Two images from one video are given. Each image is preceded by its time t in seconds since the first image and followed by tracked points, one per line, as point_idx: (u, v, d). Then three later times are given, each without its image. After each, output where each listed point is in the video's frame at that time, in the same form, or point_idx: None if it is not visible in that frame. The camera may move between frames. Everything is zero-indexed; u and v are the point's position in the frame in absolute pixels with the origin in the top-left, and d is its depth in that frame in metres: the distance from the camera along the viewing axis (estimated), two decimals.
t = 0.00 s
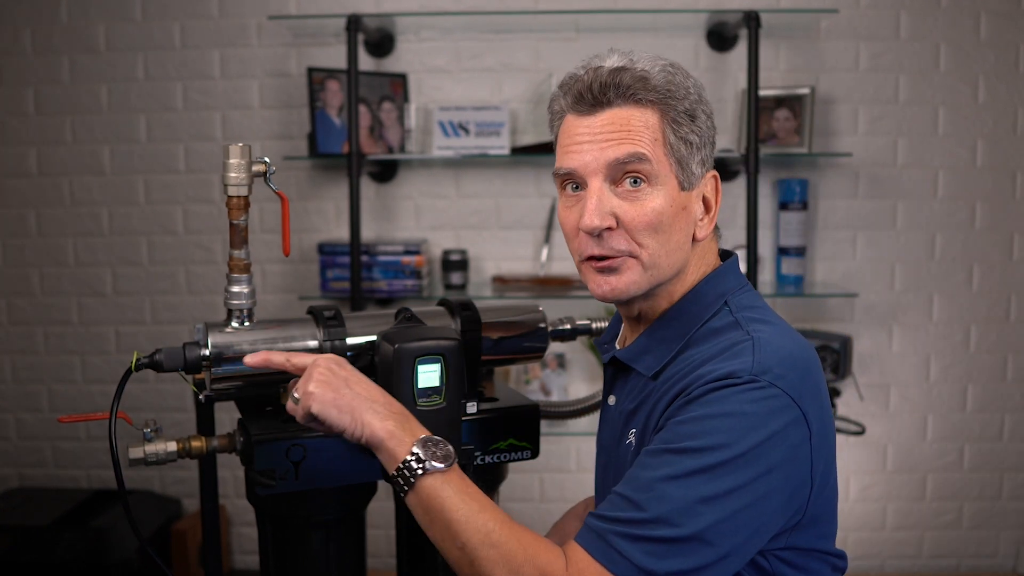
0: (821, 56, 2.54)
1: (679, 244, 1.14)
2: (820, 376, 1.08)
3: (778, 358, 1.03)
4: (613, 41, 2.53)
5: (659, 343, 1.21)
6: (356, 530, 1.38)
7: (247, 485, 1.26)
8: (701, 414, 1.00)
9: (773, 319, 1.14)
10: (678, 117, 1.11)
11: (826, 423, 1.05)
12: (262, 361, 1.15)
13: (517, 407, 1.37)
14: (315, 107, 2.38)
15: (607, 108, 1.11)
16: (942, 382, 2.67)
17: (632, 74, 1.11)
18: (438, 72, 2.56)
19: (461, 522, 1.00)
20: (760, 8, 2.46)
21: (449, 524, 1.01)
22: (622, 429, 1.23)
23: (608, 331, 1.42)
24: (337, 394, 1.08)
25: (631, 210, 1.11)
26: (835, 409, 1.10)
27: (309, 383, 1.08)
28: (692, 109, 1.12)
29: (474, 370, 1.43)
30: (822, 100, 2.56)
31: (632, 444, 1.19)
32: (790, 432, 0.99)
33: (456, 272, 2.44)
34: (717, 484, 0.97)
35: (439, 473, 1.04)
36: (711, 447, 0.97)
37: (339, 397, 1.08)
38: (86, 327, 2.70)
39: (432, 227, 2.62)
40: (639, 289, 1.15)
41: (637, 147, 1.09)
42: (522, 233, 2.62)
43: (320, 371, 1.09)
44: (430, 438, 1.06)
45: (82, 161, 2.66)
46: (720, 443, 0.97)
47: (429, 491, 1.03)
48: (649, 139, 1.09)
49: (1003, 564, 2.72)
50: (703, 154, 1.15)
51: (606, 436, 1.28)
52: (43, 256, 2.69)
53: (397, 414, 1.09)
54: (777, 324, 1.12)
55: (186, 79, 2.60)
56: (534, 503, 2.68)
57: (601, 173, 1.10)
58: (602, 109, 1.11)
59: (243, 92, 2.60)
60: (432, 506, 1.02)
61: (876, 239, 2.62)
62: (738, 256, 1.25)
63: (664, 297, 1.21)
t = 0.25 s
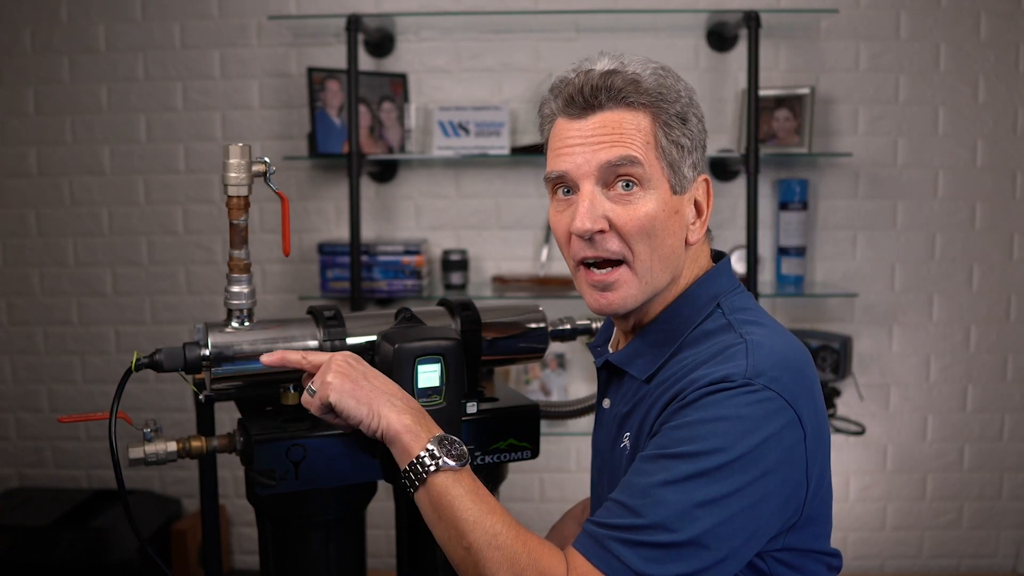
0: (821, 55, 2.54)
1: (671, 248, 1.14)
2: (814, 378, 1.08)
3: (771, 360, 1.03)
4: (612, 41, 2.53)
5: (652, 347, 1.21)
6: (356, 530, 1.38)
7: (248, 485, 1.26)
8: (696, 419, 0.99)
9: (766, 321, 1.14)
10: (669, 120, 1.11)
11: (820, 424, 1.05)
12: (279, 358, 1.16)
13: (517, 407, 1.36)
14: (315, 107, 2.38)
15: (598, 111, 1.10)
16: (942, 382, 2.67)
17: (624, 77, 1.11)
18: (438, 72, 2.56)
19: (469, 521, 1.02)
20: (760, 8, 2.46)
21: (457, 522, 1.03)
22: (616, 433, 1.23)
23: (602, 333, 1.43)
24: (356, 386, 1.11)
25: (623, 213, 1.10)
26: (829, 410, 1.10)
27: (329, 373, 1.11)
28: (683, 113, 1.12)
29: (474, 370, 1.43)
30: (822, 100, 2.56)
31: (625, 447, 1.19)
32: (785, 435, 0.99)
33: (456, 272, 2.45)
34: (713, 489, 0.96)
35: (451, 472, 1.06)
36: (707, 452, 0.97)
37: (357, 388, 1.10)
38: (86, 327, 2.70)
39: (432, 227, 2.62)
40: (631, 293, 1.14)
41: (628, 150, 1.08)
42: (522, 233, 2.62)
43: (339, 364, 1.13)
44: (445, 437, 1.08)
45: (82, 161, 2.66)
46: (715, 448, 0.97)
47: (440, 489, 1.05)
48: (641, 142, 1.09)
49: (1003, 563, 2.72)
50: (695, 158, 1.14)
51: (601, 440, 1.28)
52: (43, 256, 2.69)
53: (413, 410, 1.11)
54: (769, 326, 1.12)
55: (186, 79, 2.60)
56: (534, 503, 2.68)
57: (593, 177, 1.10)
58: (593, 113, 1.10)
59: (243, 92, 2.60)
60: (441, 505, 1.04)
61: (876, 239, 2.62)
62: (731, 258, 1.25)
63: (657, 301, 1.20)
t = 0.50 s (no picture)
0: (821, 55, 2.54)
1: (666, 248, 1.14)
2: (807, 375, 1.08)
3: (762, 358, 1.03)
4: (612, 41, 2.53)
5: (644, 345, 1.21)
6: (356, 530, 1.38)
7: (248, 485, 1.26)
8: (686, 416, 0.99)
9: (758, 319, 1.14)
10: (663, 121, 1.11)
11: (813, 421, 1.05)
12: (276, 366, 1.20)
13: (517, 407, 1.36)
14: (315, 107, 2.38)
15: (592, 112, 1.10)
16: (942, 382, 2.67)
17: (618, 78, 1.11)
18: (438, 72, 2.56)
19: (460, 521, 1.02)
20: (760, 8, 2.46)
21: (448, 522, 1.02)
22: (609, 431, 1.23)
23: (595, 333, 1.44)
24: (345, 390, 1.12)
25: (618, 214, 1.10)
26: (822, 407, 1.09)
27: (319, 378, 1.13)
28: (677, 113, 1.12)
29: (474, 369, 1.43)
30: (822, 100, 2.56)
31: (618, 446, 1.19)
32: (776, 432, 0.99)
33: (456, 272, 2.45)
34: (704, 485, 0.96)
35: (443, 472, 1.06)
36: (697, 449, 0.97)
37: (348, 393, 1.11)
38: (86, 327, 2.70)
39: (432, 227, 2.62)
40: (626, 294, 1.14)
41: (622, 151, 1.08)
42: (522, 233, 2.62)
43: (330, 369, 1.14)
44: (437, 439, 1.09)
45: (82, 161, 2.66)
46: (705, 445, 0.97)
47: (431, 489, 1.05)
48: (635, 143, 1.09)
49: (1003, 563, 2.72)
50: (688, 158, 1.14)
51: (593, 439, 1.27)
52: (43, 256, 2.69)
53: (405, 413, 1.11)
54: (762, 324, 1.12)
55: (186, 79, 2.60)
56: (534, 503, 2.68)
57: (588, 178, 1.10)
58: (587, 113, 1.10)
59: (243, 92, 2.60)
60: (432, 505, 1.04)
61: (876, 239, 2.62)
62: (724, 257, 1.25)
63: (650, 300, 1.20)
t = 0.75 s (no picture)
0: (821, 56, 2.54)
1: (660, 249, 1.14)
2: (798, 378, 1.08)
3: (751, 357, 1.03)
4: (613, 41, 2.53)
5: (637, 347, 1.21)
6: (356, 530, 1.37)
7: (248, 484, 1.28)
8: (673, 411, 0.99)
9: (751, 320, 1.14)
10: (656, 123, 1.10)
11: (803, 423, 1.05)
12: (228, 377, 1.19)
13: (517, 407, 1.36)
14: (315, 107, 2.38)
15: (586, 116, 1.09)
16: (942, 382, 2.67)
17: (610, 80, 1.10)
18: (438, 72, 2.56)
19: (423, 522, 1.01)
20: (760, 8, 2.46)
21: (411, 524, 1.01)
22: (603, 432, 1.23)
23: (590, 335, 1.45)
24: (298, 402, 1.12)
25: (613, 217, 1.10)
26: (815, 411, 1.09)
27: (268, 391, 1.13)
28: (670, 115, 1.12)
29: (474, 370, 1.43)
30: (822, 101, 2.56)
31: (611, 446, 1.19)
32: (763, 430, 0.99)
33: (456, 272, 2.45)
34: (687, 478, 0.96)
35: (400, 473, 1.04)
36: (681, 442, 0.97)
37: (299, 403, 1.12)
38: (86, 327, 2.70)
39: (432, 227, 2.62)
40: (622, 296, 1.14)
41: (617, 154, 1.08)
42: (522, 233, 2.62)
43: (281, 380, 1.14)
44: (392, 441, 1.07)
45: (82, 161, 2.66)
46: (690, 439, 0.97)
47: (391, 492, 1.04)
48: (629, 146, 1.09)
49: (1003, 563, 2.72)
50: (681, 159, 1.14)
51: (590, 440, 1.27)
52: (43, 256, 2.69)
53: (361, 421, 1.10)
54: (752, 325, 1.12)
55: (187, 79, 2.60)
56: (535, 503, 2.68)
57: (582, 182, 1.09)
58: (581, 117, 1.10)
59: (243, 92, 2.60)
60: (394, 508, 1.03)
61: (876, 239, 2.62)
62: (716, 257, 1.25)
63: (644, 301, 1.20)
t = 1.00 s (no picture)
0: (821, 56, 2.54)
1: (657, 249, 1.14)
2: (791, 378, 1.07)
3: (743, 360, 1.03)
4: (613, 41, 2.53)
5: (631, 348, 1.21)
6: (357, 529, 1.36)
7: (248, 485, 1.29)
8: (666, 418, 0.99)
9: (744, 321, 1.13)
10: (653, 122, 1.10)
11: (797, 425, 1.04)
12: (230, 378, 1.21)
13: (518, 407, 1.37)
14: (315, 107, 2.38)
15: (583, 114, 1.09)
16: (942, 382, 2.67)
17: (608, 79, 1.10)
18: (438, 72, 2.56)
19: (423, 539, 1.03)
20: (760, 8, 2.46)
21: (411, 542, 1.04)
22: (598, 433, 1.23)
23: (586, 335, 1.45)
24: (292, 416, 1.15)
25: (610, 215, 1.10)
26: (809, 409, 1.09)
27: (265, 402, 1.15)
28: (667, 114, 1.12)
29: (474, 369, 1.43)
30: (822, 101, 2.56)
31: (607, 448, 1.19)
32: (757, 432, 0.99)
33: (456, 272, 2.45)
34: (681, 487, 0.96)
35: (398, 492, 1.07)
36: (675, 450, 0.97)
37: (294, 418, 1.14)
38: (86, 327, 2.70)
39: (432, 227, 2.62)
40: (618, 294, 1.14)
41: (613, 152, 1.08)
42: (522, 233, 2.61)
43: (279, 393, 1.17)
44: (387, 460, 1.10)
45: (82, 161, 2.66)
46: (684, 446, 0.97)
47: (389, 511, 1.06)
48: (626, 144, 1.08)
49: (1003, 563, 2.72)
50: (678, 159, 1.14)
51: (586, 441, 1.27)
52: (42, 256, 2.69)
53: (352, 440, 1.13)
54: (745, 326, 1.11)
55: (186, 79, 2.60)
56: (534, 503, 2.68)
57: (579, 180, 1.09)
58: (578, 115, 1.10)
59: (243, 92, 2.60)
60: (392, 523, 1.05)
61: (876, 239, 2.62)
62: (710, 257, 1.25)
63: (639, 301, 1.20)
